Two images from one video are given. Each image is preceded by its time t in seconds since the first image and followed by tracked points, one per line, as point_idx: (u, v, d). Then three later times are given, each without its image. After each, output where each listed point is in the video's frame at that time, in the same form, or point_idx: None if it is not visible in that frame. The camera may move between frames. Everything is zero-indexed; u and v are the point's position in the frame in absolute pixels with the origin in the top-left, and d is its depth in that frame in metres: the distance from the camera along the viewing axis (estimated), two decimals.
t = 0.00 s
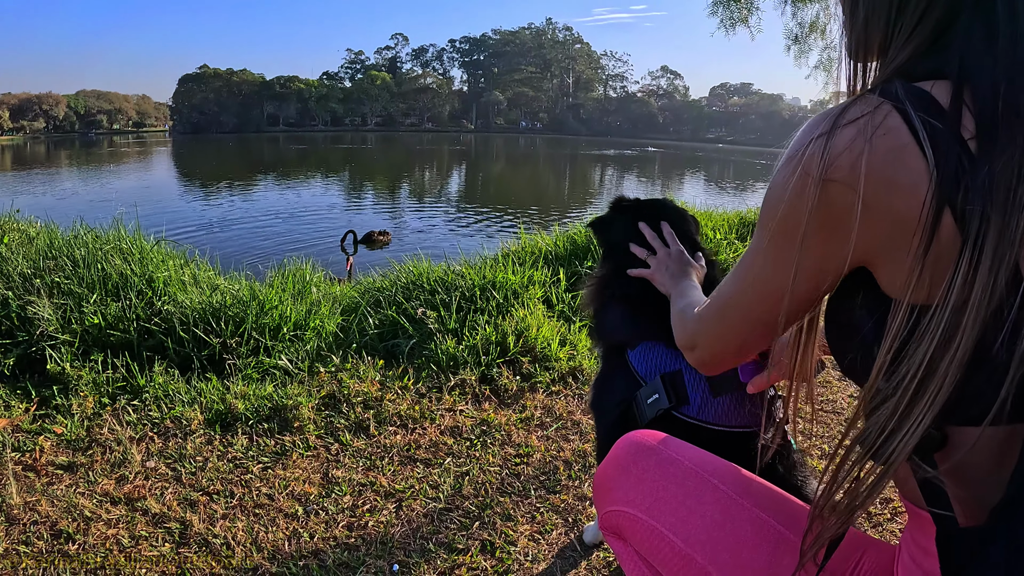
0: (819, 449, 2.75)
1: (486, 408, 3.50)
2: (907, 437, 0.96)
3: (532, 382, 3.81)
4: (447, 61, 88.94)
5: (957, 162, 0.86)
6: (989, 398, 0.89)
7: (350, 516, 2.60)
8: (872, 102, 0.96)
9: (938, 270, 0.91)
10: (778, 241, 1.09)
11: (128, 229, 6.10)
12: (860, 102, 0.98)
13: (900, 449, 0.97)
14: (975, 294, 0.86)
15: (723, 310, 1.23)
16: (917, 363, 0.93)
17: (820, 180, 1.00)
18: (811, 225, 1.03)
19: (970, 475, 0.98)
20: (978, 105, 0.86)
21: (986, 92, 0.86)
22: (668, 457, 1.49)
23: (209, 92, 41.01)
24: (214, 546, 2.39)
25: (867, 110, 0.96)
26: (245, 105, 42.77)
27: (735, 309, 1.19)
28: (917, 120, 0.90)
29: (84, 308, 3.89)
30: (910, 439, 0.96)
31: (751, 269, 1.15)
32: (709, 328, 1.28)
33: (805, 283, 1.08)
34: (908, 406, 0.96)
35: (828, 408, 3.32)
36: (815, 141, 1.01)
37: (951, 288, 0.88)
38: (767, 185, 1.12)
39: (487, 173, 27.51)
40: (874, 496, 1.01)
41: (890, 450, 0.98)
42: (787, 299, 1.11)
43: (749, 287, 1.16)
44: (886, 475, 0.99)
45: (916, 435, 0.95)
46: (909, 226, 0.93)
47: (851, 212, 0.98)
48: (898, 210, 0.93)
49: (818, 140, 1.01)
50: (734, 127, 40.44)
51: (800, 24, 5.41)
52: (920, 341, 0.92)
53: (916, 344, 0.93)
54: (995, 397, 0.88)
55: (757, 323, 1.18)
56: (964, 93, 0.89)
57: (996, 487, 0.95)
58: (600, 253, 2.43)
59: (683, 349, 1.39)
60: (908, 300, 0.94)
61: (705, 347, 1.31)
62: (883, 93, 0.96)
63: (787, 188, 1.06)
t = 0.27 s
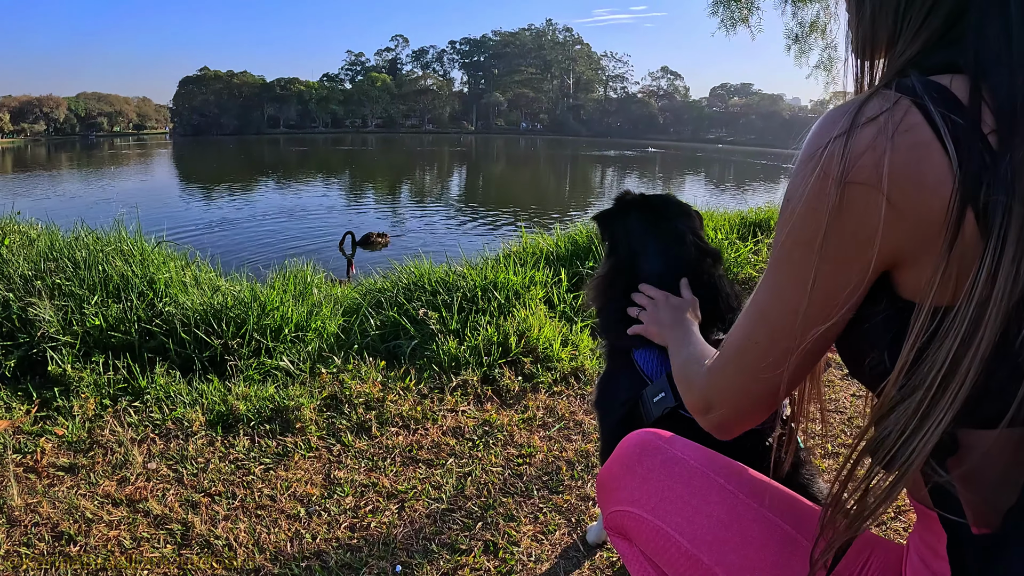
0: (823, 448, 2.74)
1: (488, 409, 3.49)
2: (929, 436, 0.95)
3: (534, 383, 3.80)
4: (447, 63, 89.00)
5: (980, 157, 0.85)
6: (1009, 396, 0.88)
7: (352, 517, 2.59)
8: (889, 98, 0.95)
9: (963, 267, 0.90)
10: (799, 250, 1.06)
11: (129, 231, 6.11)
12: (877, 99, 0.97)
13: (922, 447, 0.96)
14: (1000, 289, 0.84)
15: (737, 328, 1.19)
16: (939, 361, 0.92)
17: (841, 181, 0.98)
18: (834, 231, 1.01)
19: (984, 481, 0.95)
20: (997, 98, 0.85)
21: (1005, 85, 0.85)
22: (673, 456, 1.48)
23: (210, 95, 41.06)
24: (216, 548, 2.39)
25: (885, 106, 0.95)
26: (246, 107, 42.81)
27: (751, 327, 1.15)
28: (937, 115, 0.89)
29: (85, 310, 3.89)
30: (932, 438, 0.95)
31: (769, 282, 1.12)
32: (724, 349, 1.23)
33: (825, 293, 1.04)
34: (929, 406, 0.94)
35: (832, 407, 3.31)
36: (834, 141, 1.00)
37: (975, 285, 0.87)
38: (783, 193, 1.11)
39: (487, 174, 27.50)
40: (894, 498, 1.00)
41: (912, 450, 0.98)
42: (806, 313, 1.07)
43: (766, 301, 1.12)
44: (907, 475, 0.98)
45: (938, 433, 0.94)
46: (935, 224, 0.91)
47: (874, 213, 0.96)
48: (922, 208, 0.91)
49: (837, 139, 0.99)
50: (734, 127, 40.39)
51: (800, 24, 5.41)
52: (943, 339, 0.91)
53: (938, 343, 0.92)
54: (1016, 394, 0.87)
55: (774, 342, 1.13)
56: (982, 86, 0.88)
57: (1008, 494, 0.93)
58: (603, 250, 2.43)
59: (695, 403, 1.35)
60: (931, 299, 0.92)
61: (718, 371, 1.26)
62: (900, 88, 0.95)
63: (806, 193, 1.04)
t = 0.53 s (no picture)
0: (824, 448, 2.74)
1: (489, 410, 3.48)
2: (939, 438, 0.94)
3: (535, 384, 3.80)
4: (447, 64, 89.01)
5: (988, 154, 0.85)
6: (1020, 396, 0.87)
7: (353, 519, 2.59)
8: (896, 97, 0.96)
9: (972, 266, 0.90)
10: (808, 253, 1.06)
11: (130, 233, 6.11)
12: (882, 98, 0.98)
13: (931, 450, 0.95)
14: (1011, 287, 0.84)
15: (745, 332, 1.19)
16: (950, 361, 0.91)
17: (850, 182, 0.99)
18: (844, 232, 1.01)
19: (990, 487, 0.96)
20: (1004, 96, 0.85)
21: (1012, 82, 0.85)
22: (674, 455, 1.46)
23: (210, 96, 41.11)
24: (216, 549, 2.39)
25: (892, 105, 0.95)
26: (246, 109, 42.85)
27: (760, 330, 1.15)
28: (945, 113, 0.89)
29: (86, 311, 3.89)
30: (941, 442, 0.94)
31: (777, 284, 1.12)
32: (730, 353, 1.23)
33: (835, 295, 1.05)
34: (940, 407, 0.93)
35: (833, 407, 3.31)
36: (841, 142, 1.00)
37: (986, 283, 0.86)
38: (789, 195, 1.11)
39: (487, 176, 27.49)
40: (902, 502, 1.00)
41: (921, 454, 0.97)
42: (815, 315, 1.08)
43: (774, 304, 1.12)
44: (916, 479, 0.97)
45: (947, 436, 0.93)
46: (945, 222, 0.91)
47: (884, 213, 0.96)
48: (932, 207, 0.91)
49: (845, 140, 1.00)
50: (735, 128, 40.37)
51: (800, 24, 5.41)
52: (956, 339, 0.90)
53: (949, 343, 0.91)
54: None
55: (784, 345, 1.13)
56: (989, 83, 0.88)
57: (1013, 500, 0.93)
58: (603, 249, 2.43)
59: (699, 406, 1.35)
60: (943, 299, 0.92)
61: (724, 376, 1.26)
62: (906, 87, 0.96)
63: (814, 194, 1.04)
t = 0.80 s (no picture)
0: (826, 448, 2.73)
1: (490, 410, 3.48)
2: (942, 434, 0.93)
3: (536, 385, 3.79)
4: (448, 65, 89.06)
5: (984, 151, 0.85)
6: None
7: (353, 519, 2.58)
8: (888, 98, 0.95)
9: (972, 262, 0.89)
10: (799, 254, 1.06)
11: (130, 234, 6.11)
12: (873, 100, 0.97)
13: (934, 446, 0.95)
14: (1011, 280, 0.84)
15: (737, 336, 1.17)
16: (952, 356, 0.90)
17: (842, 185, 0.98)
18: (836, 233, 1.00)
19: (993, 485, 0.95)
20: (1001, 90, 0.86)
21: (1009, 76, 0.85)
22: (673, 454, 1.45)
23: (211, 98, 41.16)
24: (217, 550, 2.38)
25: (884, 106, 0.95)
26: (247, 111, 42.89)
27: (753, 335, 1.14)
28: (939, 113, 0.89)
29: (87, 312, 3.89)
30: (944, 437, 0.93)
31: (769, 288, 1.11)
32: (721, 358, 1.22)
33: (830, 298, 1.04)
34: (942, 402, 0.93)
35: (835, 407, 3.30)
36: (833, 144, 1.00)
37: (987, 276, 0.86)
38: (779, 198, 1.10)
39: (488, 177, 27.49)
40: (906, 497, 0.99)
41: (925, 449, 0.96)
42: (811, 317, 1.07)
43: (767, 308, 1.11)
44: (921, 473, 0.96)
45: (950, 431, 0.92)
46: (939, 222, 0.91)
47: (878, 215, 0.95)
48: (927, 206, 0.91)
49: (836, 142, 0.99)
50: (736, 128, 40.35)
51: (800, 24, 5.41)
52: (959, 334, 0.89)
53: (951, 338, 0.91)
54: None
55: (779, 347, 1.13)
56: (986, 78, 0.88)
57: (1016, 497, 0.93)
58: (603, 247, 2.43)
59: (693, 392, 1.33)
60: (943, 294, 0.91)
61: (719, 379, 1.25)
62: (898, 88, 0.95)
63: (806, 198, 1.03)
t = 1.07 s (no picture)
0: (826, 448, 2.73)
1: (490, 411, 3.48)
2: (935, 442, 0.94)
3: (536, 385, 3.79)
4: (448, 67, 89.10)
5: (970, 159, 0.85)
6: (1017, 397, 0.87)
7: (353, 520, 2.59)
8: (873, 109, 0.96)
9: (960, 271, 0.90)
10: (786, 263, 1.06)
11: (131, 235, 6.11)
12: (859, 112, 0.97)
13: (928, 454, 0.95)
14: (1001, 289, 0.84)
15: (725, 342, 1.19)
16: (942, 365, 0.91)
17: (827, 196, 0.98)
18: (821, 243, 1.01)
19: (990, 490, 0.97)
20: (986, 97, 0.86)
21: (996, 82, 0.85)
22: (678, 455, 1.48)
23: (212, 100, 41.20)
24: (216, 551, 2.39)
25: (869, 117, 0.95)
26: (248, 113, 42.91)
27: (741, 340, 1.16)
28: (924, 125, 0.89)
29: (87, 314, 3.90)
30: (937, 445, 0.94)
31: (755, 296, 1.12)
32: (710, 361, 1.25)
33: (819, 303, 1.06)
34: (933, 410, 0.93)
35: (835, 407, 3.30)
36: (818, 155, 1.00)
37: (975, 285, 0.86)
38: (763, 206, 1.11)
39: (489, 179, 27.49)
40: (901, 505, 0.99)
41: (918, 456, 0.96)
42: (799, 322, 1.09)
43: (753, 314, 1.13)
44: (915, 479, 0.96)
45: (943, 439, 0.93)
46: (926, 231, 0.92)
47: (862, 227, 0.96)
48: (914, 216, 0.91)
49: (822, 153, 0.99)
50: (737, 129, 40.33)
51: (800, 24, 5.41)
52: (948, 343, 0.90)
53: (940, 347, 0.91)
54: None
55: (767, 350, 1.15)
56: (973, 84, 0.88)
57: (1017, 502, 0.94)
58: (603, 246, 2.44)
59: (680, 388, 1.37)
60: (930, 303, 0.91)
61: (708, 378, 1.27)
62: (883, 100, 0.95)
63: (791, 208, 1.04)
